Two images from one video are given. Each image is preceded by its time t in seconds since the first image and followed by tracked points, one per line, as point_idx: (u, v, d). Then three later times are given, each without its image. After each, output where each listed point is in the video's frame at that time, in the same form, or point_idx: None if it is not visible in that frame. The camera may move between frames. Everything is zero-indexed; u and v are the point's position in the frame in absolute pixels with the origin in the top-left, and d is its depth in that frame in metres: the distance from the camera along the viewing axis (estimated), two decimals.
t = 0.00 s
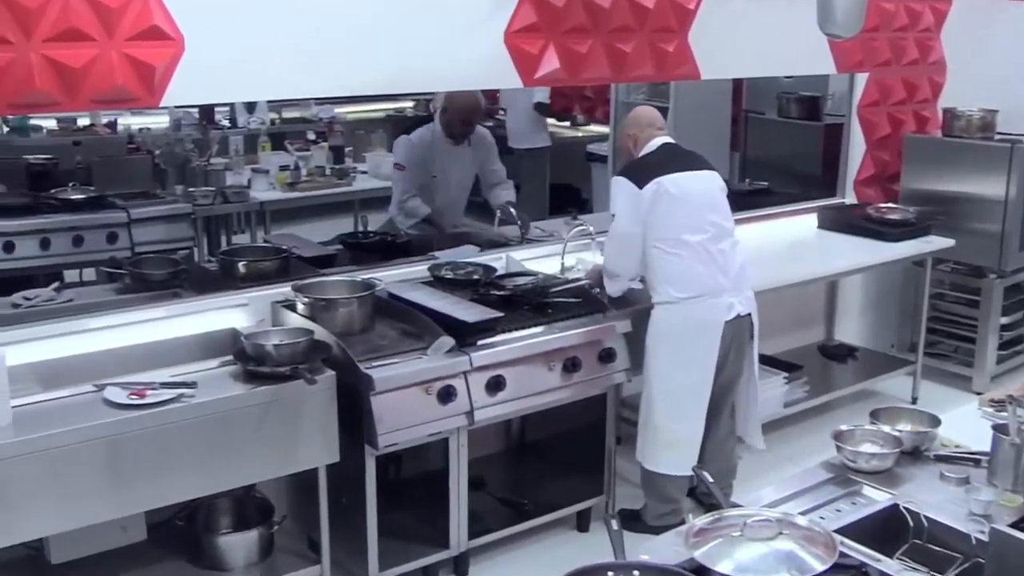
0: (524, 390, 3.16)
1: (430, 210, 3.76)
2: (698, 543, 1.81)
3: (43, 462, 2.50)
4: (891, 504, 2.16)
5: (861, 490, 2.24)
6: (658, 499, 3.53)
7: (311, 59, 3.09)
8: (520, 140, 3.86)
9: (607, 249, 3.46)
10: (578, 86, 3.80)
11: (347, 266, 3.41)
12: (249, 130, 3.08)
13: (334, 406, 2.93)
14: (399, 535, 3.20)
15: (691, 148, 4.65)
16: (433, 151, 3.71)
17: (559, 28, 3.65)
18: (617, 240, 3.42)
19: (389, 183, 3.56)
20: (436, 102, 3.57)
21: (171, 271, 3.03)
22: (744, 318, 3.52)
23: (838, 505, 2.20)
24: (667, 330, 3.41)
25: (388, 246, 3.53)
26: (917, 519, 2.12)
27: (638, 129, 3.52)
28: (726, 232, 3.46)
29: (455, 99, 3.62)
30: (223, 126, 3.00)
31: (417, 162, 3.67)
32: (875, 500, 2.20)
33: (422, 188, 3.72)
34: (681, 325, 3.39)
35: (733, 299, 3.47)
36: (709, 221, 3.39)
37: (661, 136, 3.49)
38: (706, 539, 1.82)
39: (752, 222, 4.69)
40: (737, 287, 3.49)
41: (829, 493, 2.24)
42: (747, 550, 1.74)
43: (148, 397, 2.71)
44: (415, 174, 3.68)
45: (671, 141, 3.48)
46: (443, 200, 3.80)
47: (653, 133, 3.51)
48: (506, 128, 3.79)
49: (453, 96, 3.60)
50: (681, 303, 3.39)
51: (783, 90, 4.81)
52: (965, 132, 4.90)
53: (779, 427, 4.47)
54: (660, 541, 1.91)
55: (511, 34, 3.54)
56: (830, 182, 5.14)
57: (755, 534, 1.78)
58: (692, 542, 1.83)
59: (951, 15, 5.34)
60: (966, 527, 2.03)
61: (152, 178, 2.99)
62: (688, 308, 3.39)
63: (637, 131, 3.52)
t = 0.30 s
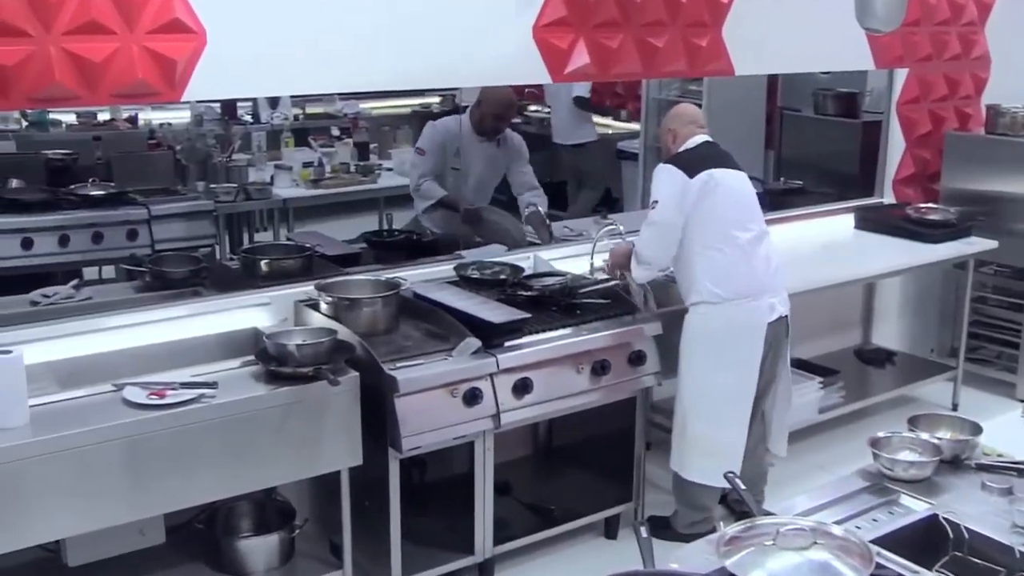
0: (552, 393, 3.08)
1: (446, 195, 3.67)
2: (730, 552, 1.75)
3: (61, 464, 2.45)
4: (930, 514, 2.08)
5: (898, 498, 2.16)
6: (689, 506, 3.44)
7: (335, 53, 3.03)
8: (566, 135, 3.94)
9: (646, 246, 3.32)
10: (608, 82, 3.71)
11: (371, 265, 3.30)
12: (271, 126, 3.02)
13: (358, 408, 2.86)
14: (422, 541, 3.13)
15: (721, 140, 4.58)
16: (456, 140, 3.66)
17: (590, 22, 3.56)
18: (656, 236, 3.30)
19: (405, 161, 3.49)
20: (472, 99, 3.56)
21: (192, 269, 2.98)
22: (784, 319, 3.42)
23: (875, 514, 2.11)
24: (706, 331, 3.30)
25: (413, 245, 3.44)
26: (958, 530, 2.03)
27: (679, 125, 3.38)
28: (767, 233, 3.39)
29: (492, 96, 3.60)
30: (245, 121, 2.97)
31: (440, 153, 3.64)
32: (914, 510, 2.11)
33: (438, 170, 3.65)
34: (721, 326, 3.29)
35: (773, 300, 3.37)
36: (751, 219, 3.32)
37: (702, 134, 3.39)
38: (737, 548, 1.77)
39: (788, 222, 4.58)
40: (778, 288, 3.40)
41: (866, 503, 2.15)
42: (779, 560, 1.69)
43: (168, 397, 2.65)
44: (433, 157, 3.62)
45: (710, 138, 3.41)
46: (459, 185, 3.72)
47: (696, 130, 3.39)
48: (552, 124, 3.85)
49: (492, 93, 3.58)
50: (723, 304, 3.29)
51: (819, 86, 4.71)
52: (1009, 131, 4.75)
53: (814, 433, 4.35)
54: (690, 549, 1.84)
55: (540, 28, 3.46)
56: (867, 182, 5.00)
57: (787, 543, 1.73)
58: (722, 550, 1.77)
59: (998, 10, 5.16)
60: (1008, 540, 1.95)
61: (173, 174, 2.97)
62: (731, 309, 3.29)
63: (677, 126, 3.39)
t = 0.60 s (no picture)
0: (573, 396, 3.00)
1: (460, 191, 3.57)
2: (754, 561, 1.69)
3: (69, 466, 2.39)
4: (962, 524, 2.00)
5: (929, 508, 2.09)
6: (712, 513, 3.34)
7: (351, 45, 2.96)
8: (594, 128, 3.82)
9: (670, 248, 3.25)
10: (630, 78, 3.63)
11: (386, 265, 3.24)
12: (286, 121, 2.97)
13: (373, 410, 2.79)
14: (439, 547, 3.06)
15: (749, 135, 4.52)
16: (472, 135, 3.58)
17: (613, 16, 3.48)
18: (678, 236, 3.22)
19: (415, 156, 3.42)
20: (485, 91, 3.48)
21: (205, 268, 2.91)
22: (808, 325, 3.32)
23: (907, 524, 2.05)
24: (725, 334, 3.22)
25: (431, 243, 3.38)
26: (991, 541, 1.95)
27: (707, 118, 3.31)
28: (795, 237, 3.27)
29: (502, 89, 3.55)
30: (259, 117, 2.90)
31: (456, 147, 3.55)
32: (945, 519, 2.05)
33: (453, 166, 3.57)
34: (742, 330, 3.20)
35: (797, 305, 3.27)
36: (778, 223, 3.22)
37: (732, 128, 3.30)
38: (761, 557, 1.70)
39: (815, 222, 4.49)
40: (802, 293, 3.29)
41: (898, 512, 2.09)
42: (805, 570, 1.64)
43: (179, 398, 2.60)
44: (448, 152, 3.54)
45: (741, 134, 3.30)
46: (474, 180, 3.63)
47: (723, 125, 3.30)
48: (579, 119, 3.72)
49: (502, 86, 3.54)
50: (743, 308, 3.21)
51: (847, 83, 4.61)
52: None
53: (842, 439, 4.25)
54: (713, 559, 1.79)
55: (561, 23, 3.38)
56: (898, 181, 4.88)
57: (815, 552, 1.67)
58: (747, 559, 1.70)
59: None
60: None
61: (186, 171, 2.94)
62: (751, 314, 3.20)
63: (705, 120, 3.31)
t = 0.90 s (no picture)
0: (589, 400, 2.92)
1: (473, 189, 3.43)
2: (779, 569, 1.68)
3: (76, 468, 2.33)
4: (994, 534, 1.92)
5: (958, 515, 2.02)
6: (734, 518, 3.21)
7: (361, 40, 2.89)
8: (624, 126, 3.73)
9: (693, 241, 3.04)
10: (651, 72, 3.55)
11: (401, 264, 3.18)
12: (298, 118, 2.92)
13: (385, 412, 2.72)
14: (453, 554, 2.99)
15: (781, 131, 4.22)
16: (491, 132, 3.42)
17: (633, 10, 3.40)
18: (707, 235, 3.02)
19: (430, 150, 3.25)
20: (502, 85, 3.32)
21: (215, 267, 2.86)
22: (830, 330, 3.17)
23: (934, 530, 1.99)
24: (743, 335, 3.12)
25: (447, 242, 3.30)
26: None
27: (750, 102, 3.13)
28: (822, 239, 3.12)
29: (525, 82, 3.36)
30: (271, 112, 2.85)
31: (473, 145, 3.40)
32: (975, 529, 1.98)
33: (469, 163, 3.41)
34: (759, 332, 3.09)
35: (816, 309, 3.14)
36: (799, 225, 3.07)
37: (764, 123, 3.12)
38: (786, 566, 1.69)
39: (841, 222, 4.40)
40: (824, 298, 3.15)
41: (925, 519, 2.02)
42: None
43: (188, 399, 2.54)
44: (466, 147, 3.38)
45: (775, 127, 3.11)
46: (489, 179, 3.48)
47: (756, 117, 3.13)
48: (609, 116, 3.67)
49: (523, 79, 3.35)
50: (763, 313, 3.09)
51: (875, 77, 4.51)
52: None
53: (868, 445, 4.15)
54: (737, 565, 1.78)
55: (580, 17, 3.30)
56: (927, 178, 4.76)
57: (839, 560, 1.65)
58: (770, 569, 1.68)
59: None
60: None
61: (196, 167, 2.86)
62: (767, 316, 3.09)
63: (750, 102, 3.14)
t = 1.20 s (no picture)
0: (596, 402, 2.85)
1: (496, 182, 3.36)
2: None
3: (72, 471, 2.28)
4: (1014, 542, 1.85)
5: (977, 522, 1.95)
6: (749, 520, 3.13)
7: (365, 34, 2.82)
8: (636, 121, 3.65)
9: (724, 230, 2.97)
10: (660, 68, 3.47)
11: (403, 263, 3.13)
12: (298, 114, 2.82)
13: (387, 415, 2.66)
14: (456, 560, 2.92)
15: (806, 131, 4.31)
16: (520, 125, 3.38)
17: (642, 3, 3.32)
18: (741, 221, 2.92)
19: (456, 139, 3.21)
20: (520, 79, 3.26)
21: (213, 266, 2.80)
22: (871, 332, 3.05)
23: (951, 536, 1.91)
24: (779, 334, 3.02)
25: (450, 241, 3.22)
26: None
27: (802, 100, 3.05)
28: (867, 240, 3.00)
29: (554, 78, 3.36)
30: (270, 108, 2.77)
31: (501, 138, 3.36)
32: (993, 536, 1.90)
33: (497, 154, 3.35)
34: (796, 331, 2.98)
35: (858, 311, 3.02)
36: (845, 224, 2.96)
37: (812, 121, 3.03)
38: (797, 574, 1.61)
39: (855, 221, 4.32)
40: (867, 300, 3.03)
41: (942, 525, 1.94)
42: None
43: (186, 402, 2.47)
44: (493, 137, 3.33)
45: (822, 127, 3.01)
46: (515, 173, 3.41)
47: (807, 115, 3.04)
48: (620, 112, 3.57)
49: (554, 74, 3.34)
50: (800, 313, 2.99)
51: (890, 72, 4.37)
52: None
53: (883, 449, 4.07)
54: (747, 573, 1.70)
55: (586, 11, 3.23)
56: (943, 177, 4.68)
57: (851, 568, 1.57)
58: None
59: None
60: None
61: (194, 164, 2.82)
62: (805, 316, 2.98)
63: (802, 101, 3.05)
